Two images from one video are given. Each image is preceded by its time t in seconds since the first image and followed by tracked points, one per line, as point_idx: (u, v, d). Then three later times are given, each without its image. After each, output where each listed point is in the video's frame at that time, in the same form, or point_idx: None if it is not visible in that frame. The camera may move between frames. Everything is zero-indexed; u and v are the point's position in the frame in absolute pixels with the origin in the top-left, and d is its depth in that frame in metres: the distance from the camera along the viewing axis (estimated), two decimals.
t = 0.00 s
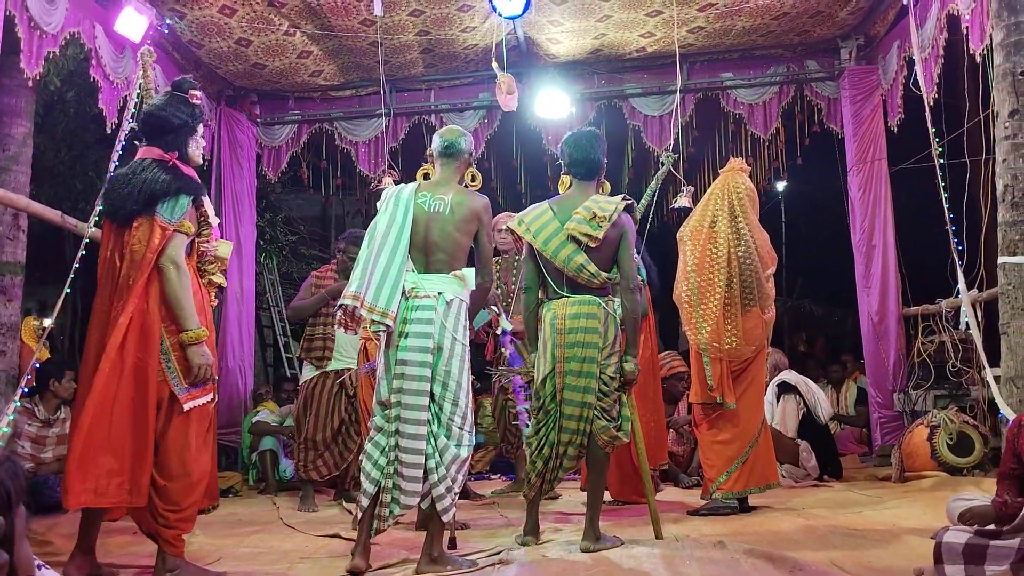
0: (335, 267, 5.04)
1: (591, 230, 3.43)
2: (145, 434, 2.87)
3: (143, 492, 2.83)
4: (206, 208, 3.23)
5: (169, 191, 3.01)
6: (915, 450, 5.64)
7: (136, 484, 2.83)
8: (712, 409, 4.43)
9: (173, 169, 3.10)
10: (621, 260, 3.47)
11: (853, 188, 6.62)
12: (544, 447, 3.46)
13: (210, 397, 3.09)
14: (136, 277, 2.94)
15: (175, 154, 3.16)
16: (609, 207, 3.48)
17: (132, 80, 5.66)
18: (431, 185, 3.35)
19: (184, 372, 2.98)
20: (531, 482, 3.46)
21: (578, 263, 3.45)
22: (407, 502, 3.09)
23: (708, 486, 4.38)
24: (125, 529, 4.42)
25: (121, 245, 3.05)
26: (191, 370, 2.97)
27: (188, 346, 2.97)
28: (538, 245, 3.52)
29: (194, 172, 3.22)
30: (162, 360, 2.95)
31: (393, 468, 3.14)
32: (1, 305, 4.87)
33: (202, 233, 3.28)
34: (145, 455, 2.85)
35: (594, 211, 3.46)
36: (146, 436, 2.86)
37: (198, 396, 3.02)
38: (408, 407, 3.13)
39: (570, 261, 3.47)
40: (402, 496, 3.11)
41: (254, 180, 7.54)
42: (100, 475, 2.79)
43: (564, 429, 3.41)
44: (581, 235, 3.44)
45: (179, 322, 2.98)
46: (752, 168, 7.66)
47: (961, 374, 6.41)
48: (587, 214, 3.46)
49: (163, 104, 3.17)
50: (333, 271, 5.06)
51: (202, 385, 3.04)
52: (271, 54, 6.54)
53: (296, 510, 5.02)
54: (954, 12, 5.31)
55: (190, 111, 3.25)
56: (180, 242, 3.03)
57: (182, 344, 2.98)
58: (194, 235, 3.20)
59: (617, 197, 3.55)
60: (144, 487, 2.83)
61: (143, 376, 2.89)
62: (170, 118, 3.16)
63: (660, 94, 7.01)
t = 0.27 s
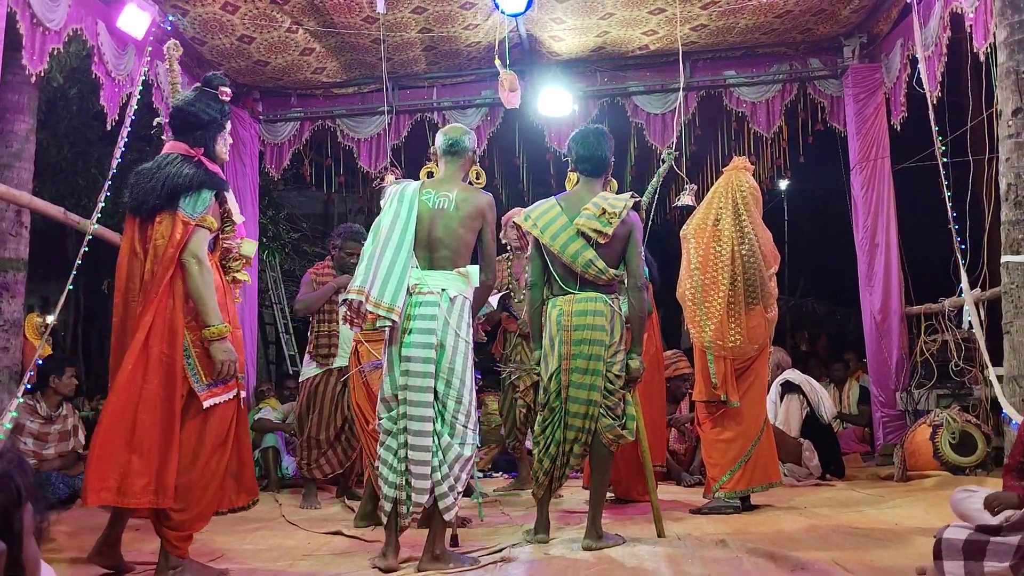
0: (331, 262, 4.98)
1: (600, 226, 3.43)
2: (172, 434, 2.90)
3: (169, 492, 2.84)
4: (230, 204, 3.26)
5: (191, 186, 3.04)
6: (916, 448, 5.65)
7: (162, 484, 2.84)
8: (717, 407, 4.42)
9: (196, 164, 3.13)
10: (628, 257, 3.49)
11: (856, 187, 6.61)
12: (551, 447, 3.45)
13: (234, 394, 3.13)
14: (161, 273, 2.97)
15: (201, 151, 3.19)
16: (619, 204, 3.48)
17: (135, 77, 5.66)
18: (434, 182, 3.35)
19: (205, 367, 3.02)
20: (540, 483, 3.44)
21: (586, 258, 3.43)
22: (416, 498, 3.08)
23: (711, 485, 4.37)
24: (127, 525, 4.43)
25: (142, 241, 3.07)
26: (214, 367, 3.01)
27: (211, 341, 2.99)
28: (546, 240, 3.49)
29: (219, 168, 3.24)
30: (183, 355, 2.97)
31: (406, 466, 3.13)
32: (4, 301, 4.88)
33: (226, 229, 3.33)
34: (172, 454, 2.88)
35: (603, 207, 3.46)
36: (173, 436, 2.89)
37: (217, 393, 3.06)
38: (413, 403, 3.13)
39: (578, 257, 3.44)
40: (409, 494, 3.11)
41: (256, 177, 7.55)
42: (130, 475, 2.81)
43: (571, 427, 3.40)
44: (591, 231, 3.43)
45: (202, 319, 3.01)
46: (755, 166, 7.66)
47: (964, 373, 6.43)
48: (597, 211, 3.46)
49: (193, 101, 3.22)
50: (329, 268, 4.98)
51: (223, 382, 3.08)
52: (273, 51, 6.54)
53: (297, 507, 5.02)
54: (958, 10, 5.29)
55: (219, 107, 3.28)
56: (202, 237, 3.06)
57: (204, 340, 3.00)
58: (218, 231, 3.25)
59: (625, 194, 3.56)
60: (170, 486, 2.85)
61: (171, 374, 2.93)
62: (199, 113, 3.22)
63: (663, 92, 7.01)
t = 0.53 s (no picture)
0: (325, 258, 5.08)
1: (594, 225, 3.41)
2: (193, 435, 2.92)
3: (195, 492, 2.87)
4: (241, 202, 3.27)
5: (202, 182, 3.03)
6: (918, 447, 5.64)
7: (186, 484, 2.88)
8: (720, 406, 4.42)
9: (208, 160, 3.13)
10: (623, 256, 3.49)
11: (857, 185, 6.61)
12: (559, 447, 3.45)
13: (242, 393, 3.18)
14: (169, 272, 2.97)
15: (215, 148, 3.22)
16: (613, 202, 3.48)
17: (137, 74, 5.66)
18: (424, 181, 3.35)
19: (212, 366, 3.03)
20: (552, 485, 3.41)
21: (581, 258, 3.44)
22: (421, 496, 3.09)
23: (713, 483, 4.39)
24: (128, 522, 4.44)
25: (154, 239, 3.08)
26: (220, 366, 3.01)
27: (217, 339, 3.00)
28: (540, 239, 3.50)
29: (231, 164, 3.27)
30: (192, 354, 2.98)
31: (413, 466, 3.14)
32: (6, 298, 4.89)
33: (237, 227, 3.34)
34: (196, 455, 2.91)
35: (597, 205, 3.45)
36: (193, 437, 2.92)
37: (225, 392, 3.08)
38: (413, 402, 3.14)
39: (573, 257, 3.45)
40: (416, 493, 3.11)
41: (258, 175, 7.55)
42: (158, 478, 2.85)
43: (574, 427, 3.40)
44: (584, 229, 3.42)
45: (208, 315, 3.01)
46: (756, 164, 7.66)
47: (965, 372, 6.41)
48: (591, 209, 3.45)
49: (205, 98, 3.23)
50: (324, 265, 5.06)
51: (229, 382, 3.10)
52: (275, 49, 6.54)
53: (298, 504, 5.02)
54: (960, 9, 5.29)
55: (233, 104, 3.32)
56: (212, 234, 3.07)
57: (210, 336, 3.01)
58: (229, 228, 3.26)
59: (620, 192, 3.56)
60: (196, 486, 2.88)
61: (187, 374, 2.95)
62: (212, 110, 3.23)
63: (665, 90, 7.01)
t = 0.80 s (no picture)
0: (316, 254, 5.05)
1: (580, 222, 3.40)
2: (206, 434, 2.91)
3: (213, 486, 2.90)
4: (241, 200, 3.29)
5: (201, 180, 3.02)
6: (916, 446, 5.65)
7: (204, 482, 2.89)
8: (714, 405, 4.41)
9: (208, 158, 3.13)
10: (611, 253, 3.47)
11: (855, 184, 6.61)
12: (553, 444, 3.45)
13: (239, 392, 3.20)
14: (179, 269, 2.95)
15: (216, 145, 3.21)
16: (597, 199, 3.45)
17: (136, 72, 5.65)
18: (411, 180, 3.35)
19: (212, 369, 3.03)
20: (549, 484, 3.42)
21: (570, 257, 3.43)
22: (421, 494, 3.10)
23: (710, 482, 4.40)
24: (125, 519, 4.44)
25: (157, 237, 3.07)
26: (215, 364, 3.01)
27: (214, 338, 3.00)
28: (528, 241, 3.49)
29: (232, 162, 3.27)
30: (199, 354, 2.95)
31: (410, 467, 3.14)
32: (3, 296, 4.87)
33: (238, 225, 3.36)
34: (210, 450, 2.91)
35: (582, 202, 3.43)
36: (207, 436, 2.92)
37: (224, 390, 3.11)
38: (407, 402, 3.12)
39: (562, 257, 3.44)
40: (414, 492, 3.12)
41: (256, 173, 7.54)
42: (177, 478, 2.84)
43: (567, 425, 3.40)
44: (572, 228, 3.40)
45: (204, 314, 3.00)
46: (755, 163, 7.66)
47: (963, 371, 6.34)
48: (576, 206, 3.43)
49: (207, 96, 3.24)
50: (315, 262, 5.02)
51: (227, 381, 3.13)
52: (274, 47, 6.53)
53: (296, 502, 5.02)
54: (959, 8, 5.28)
55: (235, 102, 3.34)
56: (210, 232, 3.10)
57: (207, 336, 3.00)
58: (229, 226, 3.28)
59: (604, 187, 3.53)
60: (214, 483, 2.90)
61: (197, 374, 2.93)
62: (215, 108, 3.24)
63: (663, 89, 7.01)
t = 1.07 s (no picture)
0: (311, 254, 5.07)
1: (566, 220, 3.40)
2: (202, 435, 2.93)
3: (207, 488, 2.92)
4: (240, 201, 3.29)
5: (196, 184, 3.02)
6: (915, 446, 5.63)
7: (199, 481, 2.92)
8: (710, 405, 4.42)
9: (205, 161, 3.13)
10: (601, 247, 3.45)
11: (855, 185, 6.62)
12: (549, 444, 3.44)
13: (243, 390, 3.22)
14: (182, 272, 2.96)
15: (213, 148, 3.21)
16: (582, 196, 3.46)
17: (135, 70, 5.65)
18: (418, 181, 3.36)
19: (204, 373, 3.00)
20: (546, 486, 3.40)
21: (559, 256, 3.45)
22: (428, 494, 3.10)
23: (708, 482, 4.39)
24: (124, 519, 4.44)
25: (156, 242, 3.08)
26: (210, 367, 3.00)
27: (210, 340, 3.00)
28: (517, 243, 3.52)
29: (230, 164, 3.27)
30: (201, 356, 2.96)
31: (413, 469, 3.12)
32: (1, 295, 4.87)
33: (238, 226, 3.36)
34: (205, 453, 2.93)
35: (567, 201, 3.44)
36: (203, 436, 2.94)
37: (226, 390, 3.12)
38: (414, 403, 3.12)
39: (551, 257, 3.47)
40: (417, 492, 3.12)
41: (255, 172, 7.54)
42: (173, 476, 2.85)
43: (562, 425, 3.39)
44: (559, 226, 3.41)
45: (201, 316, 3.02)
46: (754, 163, 7.66)
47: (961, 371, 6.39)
48: (562, 205, 3.44)
49: (203, 98, 3.24)
50: (310, 262, 5.05)
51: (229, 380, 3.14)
52: (273, 46, 6.53)
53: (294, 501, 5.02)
54: (958, 7, 5.28)
55: (232, 104, 3.32)
56: (207, 235, 3.12)
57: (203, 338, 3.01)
58: (228, 227, 3.29)
59: (589, 183, 3.53)
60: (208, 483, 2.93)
61: (200, 376, 2.95)
62: (212, 111, 3.24)
63: (663, 88, 7.00)
